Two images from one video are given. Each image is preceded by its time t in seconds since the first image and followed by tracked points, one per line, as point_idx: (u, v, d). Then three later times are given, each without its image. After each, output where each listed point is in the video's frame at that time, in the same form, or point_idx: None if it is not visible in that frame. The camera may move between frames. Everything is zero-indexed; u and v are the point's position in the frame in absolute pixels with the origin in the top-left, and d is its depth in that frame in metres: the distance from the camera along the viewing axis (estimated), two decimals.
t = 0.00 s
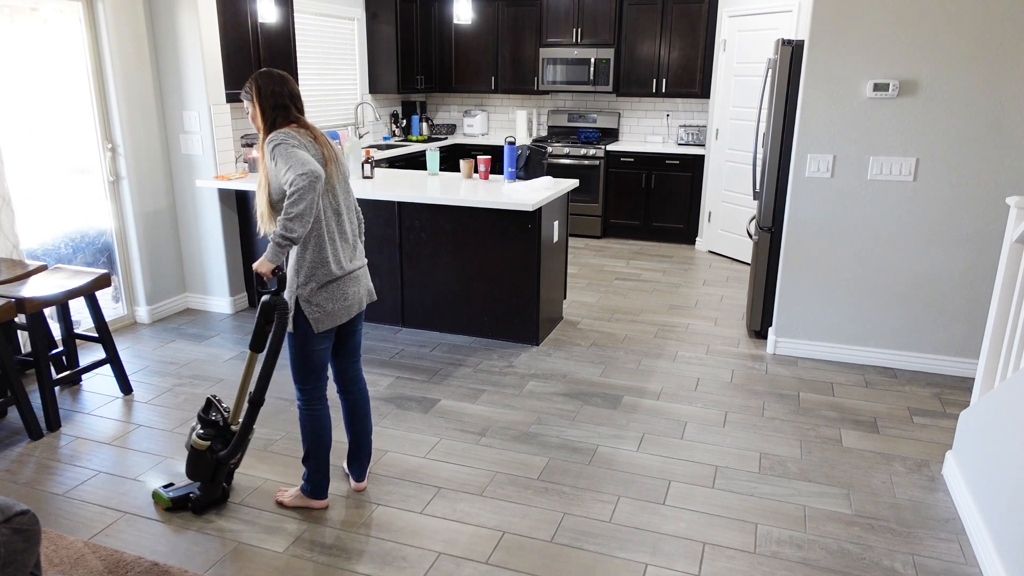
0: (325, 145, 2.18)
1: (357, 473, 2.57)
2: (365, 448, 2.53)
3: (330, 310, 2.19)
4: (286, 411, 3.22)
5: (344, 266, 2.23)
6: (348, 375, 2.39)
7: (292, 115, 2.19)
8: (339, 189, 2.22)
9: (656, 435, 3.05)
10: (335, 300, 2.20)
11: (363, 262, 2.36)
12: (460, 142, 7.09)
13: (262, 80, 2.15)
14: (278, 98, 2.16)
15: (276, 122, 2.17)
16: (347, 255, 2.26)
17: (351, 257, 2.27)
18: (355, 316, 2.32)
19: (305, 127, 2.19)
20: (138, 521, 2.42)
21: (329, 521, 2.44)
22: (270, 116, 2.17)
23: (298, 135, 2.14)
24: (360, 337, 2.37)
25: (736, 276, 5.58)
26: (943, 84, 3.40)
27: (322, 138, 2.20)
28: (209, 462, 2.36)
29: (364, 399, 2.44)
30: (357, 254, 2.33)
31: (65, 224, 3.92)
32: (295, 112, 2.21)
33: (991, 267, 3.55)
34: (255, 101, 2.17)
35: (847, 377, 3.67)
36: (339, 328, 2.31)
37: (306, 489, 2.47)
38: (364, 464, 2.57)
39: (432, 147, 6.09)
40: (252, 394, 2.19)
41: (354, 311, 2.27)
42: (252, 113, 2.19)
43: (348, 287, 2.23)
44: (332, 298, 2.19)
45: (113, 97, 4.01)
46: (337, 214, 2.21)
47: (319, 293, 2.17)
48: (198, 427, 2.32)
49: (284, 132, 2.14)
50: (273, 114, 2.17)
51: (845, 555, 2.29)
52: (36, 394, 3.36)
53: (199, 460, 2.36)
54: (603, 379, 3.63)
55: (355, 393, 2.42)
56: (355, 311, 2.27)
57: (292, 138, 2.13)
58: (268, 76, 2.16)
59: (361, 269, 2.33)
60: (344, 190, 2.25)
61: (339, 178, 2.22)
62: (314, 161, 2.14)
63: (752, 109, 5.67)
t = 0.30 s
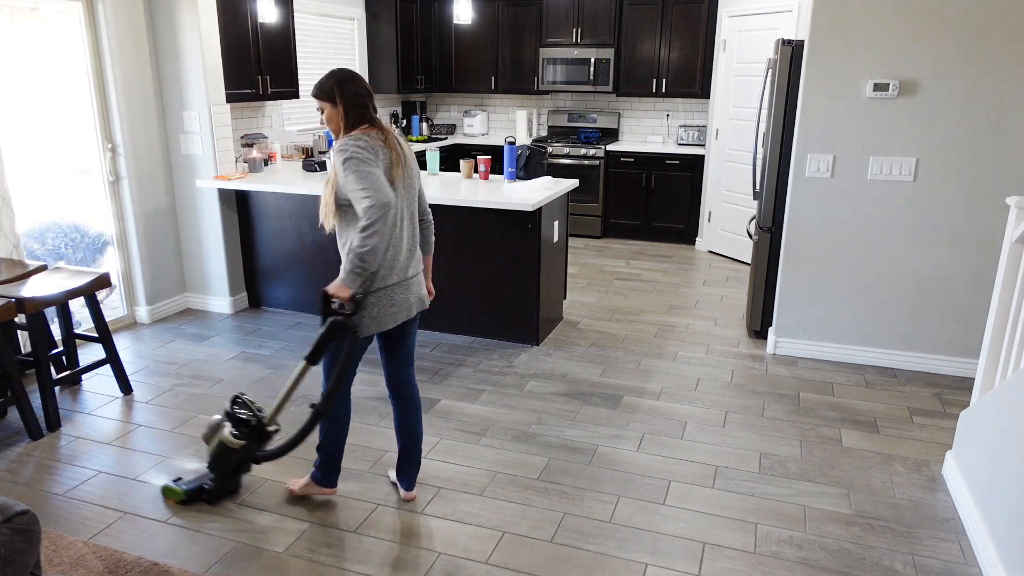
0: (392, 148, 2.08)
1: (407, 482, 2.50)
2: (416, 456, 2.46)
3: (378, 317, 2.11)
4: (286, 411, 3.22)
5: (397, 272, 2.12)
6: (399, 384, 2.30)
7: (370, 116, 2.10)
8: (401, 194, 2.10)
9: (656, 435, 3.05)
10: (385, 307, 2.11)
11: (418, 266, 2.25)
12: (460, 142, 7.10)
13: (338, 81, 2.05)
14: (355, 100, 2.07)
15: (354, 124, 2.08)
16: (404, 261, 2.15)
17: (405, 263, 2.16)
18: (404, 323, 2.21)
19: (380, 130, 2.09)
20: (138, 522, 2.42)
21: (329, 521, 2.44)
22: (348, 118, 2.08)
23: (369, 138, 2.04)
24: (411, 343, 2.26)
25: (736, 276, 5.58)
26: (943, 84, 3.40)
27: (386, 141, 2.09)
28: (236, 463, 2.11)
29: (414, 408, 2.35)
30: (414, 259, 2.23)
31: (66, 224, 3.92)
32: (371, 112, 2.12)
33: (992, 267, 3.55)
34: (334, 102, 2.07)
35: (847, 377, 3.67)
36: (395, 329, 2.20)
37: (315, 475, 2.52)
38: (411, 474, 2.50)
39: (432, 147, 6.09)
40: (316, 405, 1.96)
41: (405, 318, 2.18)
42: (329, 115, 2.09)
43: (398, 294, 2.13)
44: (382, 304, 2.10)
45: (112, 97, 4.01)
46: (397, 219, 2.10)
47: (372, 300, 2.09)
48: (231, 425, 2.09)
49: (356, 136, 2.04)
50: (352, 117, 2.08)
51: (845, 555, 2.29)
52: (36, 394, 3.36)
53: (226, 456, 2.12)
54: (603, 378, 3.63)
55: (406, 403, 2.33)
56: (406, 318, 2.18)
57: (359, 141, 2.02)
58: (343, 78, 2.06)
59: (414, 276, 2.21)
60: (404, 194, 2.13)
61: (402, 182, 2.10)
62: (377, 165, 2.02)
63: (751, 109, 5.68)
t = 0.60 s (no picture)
0: (326, 156, 1.92)
1: (404, 479, 2.54)
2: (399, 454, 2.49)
3: (325, 332, 2.00)
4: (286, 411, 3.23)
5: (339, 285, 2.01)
6: (371, 390, 2.31)
7: (301, 125, 1.93)
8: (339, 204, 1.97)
9: (655, 435, 3.06)
10: (329, 322, 2.00)
11: (370, 275, 2.15)
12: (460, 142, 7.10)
13: (268, 82, 1.88)
14: (286, 106, 1.90)
15: (282, 133, 1.91)
16: (350, 273, 2.04)
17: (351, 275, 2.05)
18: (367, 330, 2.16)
19: (310, 142, 1.91)
20: (139, 521, 2.43)
21: (330, 520, 2.44)
22: (276, 124, 1.91)
23: (292, 148, 1.88)
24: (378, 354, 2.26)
25: (736, 276, 5.58)
26: (942, 84, 3.41)
27: (326, 147, 1.94)
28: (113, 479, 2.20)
29: (388, 413, 2.38)
30: (361, 270, 2.10)
31: (66, 224, 3.92)
32: (303, 115, 1.94)
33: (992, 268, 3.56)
34: (263, 106, 1.90)
35: (846, 377, 3.67)
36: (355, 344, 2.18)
37: (301, 522, 2.28)
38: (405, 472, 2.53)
39: (432, 148, 6.10)
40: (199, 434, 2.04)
41: (350, 334, 2.06)
42: (257, 119, 1.92)
43: (346, 308, 2.03)
44: (326, 319, 1.99)
45: (113, 97, 4.01)
46: (337, 228, 1.98)
47: (310, 315, 1.97)
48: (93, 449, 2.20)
49: (283, 147, 1.88)
50: (282, 125, 1.91)
51: (844, 554, 2.30)
52: (37, 394, 3.37)
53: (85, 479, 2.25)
54: (603, 378, 3.64)
55: (380, 408, 2.35)
56: (351, 334, 2.06)
57: (285, 152, 1.87)
58: (273, 79, 1.89)
59: (361, 287, 2.09)
60: (344, 202, 2.00)
61: (339, 193, 1.97)
62: (302, 181, 1.87)
63: (751, 109, 5.68)
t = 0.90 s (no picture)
0: (381, 163, 1.81)
1: (441, 529, 2.24)
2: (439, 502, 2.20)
3: (368, 352, 1.91)
4: (286, 411, 3.22)
5: (387, 304, 1.90)
6: (417, 415, 2.05)
7: (370, 129, 1.84)
8: (392, 221, 1.85)
9: (655, 435, 3.05)
10: (375, 343, 1.91)
11: (427, 293, 2.00)
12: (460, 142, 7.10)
13: (339, 86, 1.81)
14: (357, 108, 1.82)
15: (352, 136, 1.84)
16: (400, 291, 1.93)
17: (402, 294, 1.93)
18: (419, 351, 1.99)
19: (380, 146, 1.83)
20: (139, 522, 2.42)
21: (329, 520, 2.44)
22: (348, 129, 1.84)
23: (351, 154, 1.79)
24: (428, 372, 2.04)
25: (737, 276, 5.58)
26: (943, 83, 3.40)
27: (390, 158, 1.84)
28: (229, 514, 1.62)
29: (434, 444, 2.10)
30: (417, 288, 1.97)
31: (66, 224, 3.92)
32: (376, 120, 1.86)
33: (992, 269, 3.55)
34: (334, 109, 1.83)
35: (847, 377, 3.67)
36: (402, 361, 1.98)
37: (298, 520, 2.27)
38: (439, 521, 2.23)
39: (431, 147, 6.09)
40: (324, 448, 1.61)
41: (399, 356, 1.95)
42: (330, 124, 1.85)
43: (393, 328, 1.92)
44: (370, 338, 1.90)
45: (113, 97, 4.01)
46: (386, 246, 1.87)
47: (353, 334, 1.90)
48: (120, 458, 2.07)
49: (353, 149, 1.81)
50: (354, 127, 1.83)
51: (845, 554, 2.29)
52: (36, 394, 3.36)
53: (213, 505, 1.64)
54: (604, 378, 3.63)
55: (428, 439, 2.08)
56: (400, 356, 1.95)
57: (344, 161, 1.79)
58: (348, 82, 1.82)
59: (416, 307, 1.96)
60: (402, 219, 1.88)
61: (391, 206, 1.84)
62: (352, 194, 1.79)
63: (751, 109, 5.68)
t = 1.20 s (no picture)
0: (385, 160, 1.87)
1: (443, 531, 2.24)
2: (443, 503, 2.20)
3: (383, 348, 1.92)
4: (287, 411, 3.22)
5: (404, 300, 1.94)
6: (417, 415, 2.07)
7: (360, 129, 1.88)
8: (407, 218, 1.91)
9: (656, 435, 3.05)
10: (388, 338, 1.92)
11: (433, 293, 2.05)
12: (460, 142, 7.10)
13: (321, 88, 1.83)
14: (340, 110, 1.85)
15: (340, 137, 1.87)
16: (412, 287, 1.97)
17: (410, 288, 1.96)
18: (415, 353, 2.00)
19: (371, 145, 1.87)
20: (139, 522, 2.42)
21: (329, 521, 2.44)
22: (336, 131, 1.87)
23: (356, 153, 1.83)
24: (428, 371, 2.05)
25: (737, 276, 5.58)
26: (943, 84, 3.41)
27: (389, 154, 1.90)
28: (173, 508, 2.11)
29: (435, 445, 2.10)
30: (422, 283, 2.01)
31: (66, 224, 3.92)
32: (363, 120, 1.90)
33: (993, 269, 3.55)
34: (318, 114, 1.86)
35: (847, 377, 3.67)
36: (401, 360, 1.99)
37: (326, 516, 2.31)
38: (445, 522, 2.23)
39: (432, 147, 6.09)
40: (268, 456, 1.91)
41: (409, 351, 1.97)
42: (314, 127, 1.89)
43: (408, 323, 1.95)
44: (386, 334, 1.91)
45: (112, 97, 4.01)
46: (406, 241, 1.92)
47: (372, 329, 1.90)
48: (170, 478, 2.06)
49: (351, 150, 1.84)
50: (340, 129, 1.86)
51: (845, 554, 2.29)
52: (36, 394, 3.36)
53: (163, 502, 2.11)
54: (604, 378, 3.63)
55: (428, 438, 2.09)
56: (410, 351, 1.97)
57: (355, 158, 1.83)
58: (329, 83, 1.84)
59: (421, 302, 1.99)
60: (412, 217, 1.94)
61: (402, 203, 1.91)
62: (376, 189, 1.83)
63: (751, 109, 5.68)
